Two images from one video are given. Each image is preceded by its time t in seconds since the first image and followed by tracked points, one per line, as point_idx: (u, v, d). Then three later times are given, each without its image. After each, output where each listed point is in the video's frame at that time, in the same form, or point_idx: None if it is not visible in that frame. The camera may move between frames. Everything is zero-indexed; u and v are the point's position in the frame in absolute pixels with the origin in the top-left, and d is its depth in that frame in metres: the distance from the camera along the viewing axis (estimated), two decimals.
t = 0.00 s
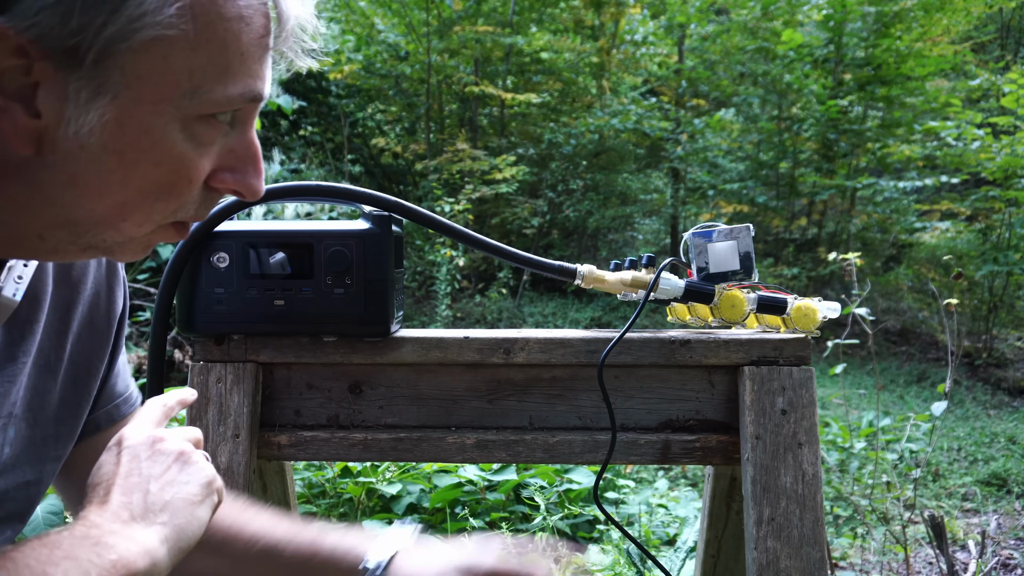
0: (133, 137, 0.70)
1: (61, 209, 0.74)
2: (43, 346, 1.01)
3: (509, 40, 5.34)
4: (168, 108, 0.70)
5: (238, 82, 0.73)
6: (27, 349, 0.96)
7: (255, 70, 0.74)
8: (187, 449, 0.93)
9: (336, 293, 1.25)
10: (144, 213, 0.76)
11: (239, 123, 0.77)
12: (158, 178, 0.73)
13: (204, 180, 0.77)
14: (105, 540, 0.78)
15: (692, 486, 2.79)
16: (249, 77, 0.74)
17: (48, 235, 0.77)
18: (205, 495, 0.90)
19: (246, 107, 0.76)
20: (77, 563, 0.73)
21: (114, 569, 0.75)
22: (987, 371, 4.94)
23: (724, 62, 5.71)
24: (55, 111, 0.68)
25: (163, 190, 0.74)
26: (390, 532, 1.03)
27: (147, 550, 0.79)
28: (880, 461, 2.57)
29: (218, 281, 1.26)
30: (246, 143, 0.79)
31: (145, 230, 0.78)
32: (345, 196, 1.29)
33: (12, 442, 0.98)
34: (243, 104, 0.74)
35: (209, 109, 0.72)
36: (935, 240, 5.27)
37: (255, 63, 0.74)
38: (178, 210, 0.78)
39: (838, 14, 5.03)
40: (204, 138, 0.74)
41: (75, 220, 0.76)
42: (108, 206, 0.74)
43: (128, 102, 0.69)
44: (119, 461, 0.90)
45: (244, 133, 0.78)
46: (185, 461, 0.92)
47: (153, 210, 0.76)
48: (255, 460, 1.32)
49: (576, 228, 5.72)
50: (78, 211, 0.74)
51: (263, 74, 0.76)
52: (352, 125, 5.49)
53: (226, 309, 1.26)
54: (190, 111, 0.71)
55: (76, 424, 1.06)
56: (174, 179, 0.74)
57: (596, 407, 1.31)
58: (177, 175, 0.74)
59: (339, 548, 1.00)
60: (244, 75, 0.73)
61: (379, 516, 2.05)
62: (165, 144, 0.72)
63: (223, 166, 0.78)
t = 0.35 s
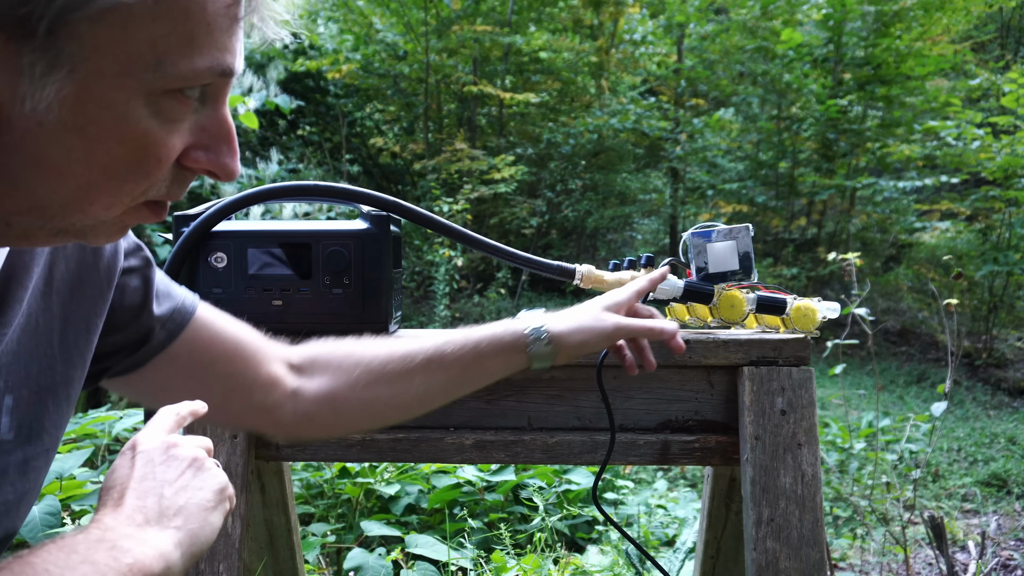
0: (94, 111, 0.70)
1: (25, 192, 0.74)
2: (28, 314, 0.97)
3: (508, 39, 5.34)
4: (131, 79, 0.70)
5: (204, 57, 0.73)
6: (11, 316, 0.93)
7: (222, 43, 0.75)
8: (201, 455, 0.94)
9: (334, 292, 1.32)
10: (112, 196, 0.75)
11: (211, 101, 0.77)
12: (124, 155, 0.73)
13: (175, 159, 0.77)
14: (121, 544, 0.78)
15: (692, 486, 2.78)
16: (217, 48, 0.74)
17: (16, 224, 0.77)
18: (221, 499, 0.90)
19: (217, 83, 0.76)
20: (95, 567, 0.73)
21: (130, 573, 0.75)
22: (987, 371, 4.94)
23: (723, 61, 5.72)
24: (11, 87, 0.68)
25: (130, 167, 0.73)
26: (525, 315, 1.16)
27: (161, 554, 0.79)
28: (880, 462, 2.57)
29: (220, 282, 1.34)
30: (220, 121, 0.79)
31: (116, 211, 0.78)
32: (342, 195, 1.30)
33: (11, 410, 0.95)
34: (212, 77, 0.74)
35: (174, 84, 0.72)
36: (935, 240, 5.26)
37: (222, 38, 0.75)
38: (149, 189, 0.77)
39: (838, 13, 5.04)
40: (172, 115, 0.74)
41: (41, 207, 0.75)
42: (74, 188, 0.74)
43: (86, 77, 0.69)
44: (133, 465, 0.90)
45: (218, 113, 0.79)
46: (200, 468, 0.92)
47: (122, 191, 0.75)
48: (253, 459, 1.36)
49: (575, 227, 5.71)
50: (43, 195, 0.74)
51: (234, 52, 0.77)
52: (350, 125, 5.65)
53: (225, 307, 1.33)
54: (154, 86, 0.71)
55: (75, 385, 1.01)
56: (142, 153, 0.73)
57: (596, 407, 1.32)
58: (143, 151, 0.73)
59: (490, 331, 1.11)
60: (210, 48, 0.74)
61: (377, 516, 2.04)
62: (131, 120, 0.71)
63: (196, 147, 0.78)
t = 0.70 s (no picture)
0: (75, 90, 0.73)
1: (12, 176, 0.77)
2: (28, 294, 1.01)
3: (506, 39, 5.34)
4: (111, 57, 0.73)
5: (185, 32, 0.76)
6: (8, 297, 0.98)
7: (206, 21, 0.78)
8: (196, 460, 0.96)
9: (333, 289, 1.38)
10: (95, 177, 0.79)
11: (194, 80, 0.81)
12: (108, 136, 0.76)
13: (160, 139, 0.81)
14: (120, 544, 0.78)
15: (691, 488, 2.78)
16: (200, 26, 0.77)
17: (6, 210, 0.80)
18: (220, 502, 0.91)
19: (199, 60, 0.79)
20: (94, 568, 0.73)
21: None
22: (987, 371, 4.92)
23: (722, 60, 5.79)
24: None
25: (114, 147, 0.77)
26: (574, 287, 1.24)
27: (155, 553, 0.79)
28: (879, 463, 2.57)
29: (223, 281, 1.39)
30: (205, 100, 0.82)
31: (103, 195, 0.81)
32: (341, 196, 1.30)
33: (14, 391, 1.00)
34: (196, 55, 0.78)
35: (155, 61, 0.75)
36: (935, 240, 5.28)
37: (205, 17, 0.78)
38: (135, 171, 0.81)
39: (838, 13, 5.08)
40: (156, 93, 0.78)
41: (28, 191, 0.78)
42: (58, 171, 0.77)
43: (64, 54, 0.72)
44: (128, 469, 0.91)
45: (202, 91, 0.82)
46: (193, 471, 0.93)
47: (107, 172, 0.79)
48: (251, 460, 1.36)
49: (574, 227, 5.63)
50: (30, 179, 0.77)
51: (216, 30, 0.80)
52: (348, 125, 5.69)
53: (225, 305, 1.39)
54: (134, 63, 0.74)
55: (77, 363, 1.05)
56: (127, 131, 0.77)
57: (595, 407, 1.32)
58: (126, 131, 0.77)
59: (536, 297, 1.21)
60: (193, 26, 0.77)
61: (376, 517, 2.04)
62: (113, 98, 0.75)
63: (181, 127, 0.82)
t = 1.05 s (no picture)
0: (67, 88, 0.73)
1: None
2: (23, 292, 1.01)
3: (505, 38, 5.32)
4: (104, 58, 0.73)
5: (179, 36, 0.76)
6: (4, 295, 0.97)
7: (199, 24, 0.78)
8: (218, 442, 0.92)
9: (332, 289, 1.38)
10: (85, 177, 0.79)
11: (188, 85, 0.81)
12: (99, 137, 0.76)
13: (152, 142, 0.80)
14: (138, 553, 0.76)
15: (690, 488, 2.77)
16: (195, 30, 0.77)
17: None
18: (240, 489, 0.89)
19: (194, 65, 0.79)
20: None
21: None
22: (987, 372, 4.89)
23: (721, 60, 5.77)
24: None
25: (105, 148, 0.77)
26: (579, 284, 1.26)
27: (159, 550, 0.78)
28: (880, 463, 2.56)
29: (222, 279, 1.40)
30: (198, 104, 0.82)
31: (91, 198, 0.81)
32: (339, 195, 1.30)
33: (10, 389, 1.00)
34: (190, 58, 0.78)
35: (149, 64, 0.75)
36: (935, 240, 5.30)
37: (199, 20, 0.78)
38: (126, 174, 0.81)
39: (837, 12, 5.08)
40: (148, 96, 0.77)
41: (15, 188, 0.78)
42: (48, 170, 0.77)
43: (57, 52, 0.71)
44: (141, 452, 0.88)
45: (195, 95, 0.82)
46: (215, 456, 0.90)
47: (97, 173, 0.79)
48: (248, 461, 1.35)
49: (573, 227, 5.60)
50: (18, 176, 0.77)
51: (211, 35, 0.80)
52: (347, 125, 5.70)
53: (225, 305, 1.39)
54: (128, 65, 0.74)
55: (73, 361, 1.05)
56: (118, 132, 0.77)
57: (593, 408, 1.31)
58: (119, 132, 0.77)
59: (541, 295, 1.22)
60: (187, 29, 0.77)
61: (374, 518, 2.04)
62: (106, 99, 0.75)
63: (174, 131, 0.82)
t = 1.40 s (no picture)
0: (24, 76, 0.66)
1: None
2: (17, 294, 1.02)
3: (503, 38, 5.32)
4: (68, 48, 0.66)
5: (155, 37, 0.70)
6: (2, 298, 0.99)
7: (181, 30, 0.72)
8: (140, 217, 0.65)
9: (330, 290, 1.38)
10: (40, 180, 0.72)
11: (167, 97, 0.74)
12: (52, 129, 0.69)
13: (119, 152, 0.73)
14: (85, 405, 0.65)
15: (689, 489, 2.77)
16: (174, 36, 0.71)
17: None
18: (200, 280, 0.68)
19: (171, 75, 0.72)
20: (54, 459, 0.63)
21: (103, 458, 0.65)
22: (986, 372, 4.90)
23: (720, 60, 5.78)
24: None
25: (63, 148, 0.70)
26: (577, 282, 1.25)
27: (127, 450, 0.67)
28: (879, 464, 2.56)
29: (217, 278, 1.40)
30: (176, 120, 0.76)
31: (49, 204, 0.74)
32: (337, 194, 1.29)
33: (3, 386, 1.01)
34: (166, 64, 0.71)
35: (116, 62, 0.68)
36: (934, 240, 5.29)
37: (181, 26, 0.72)
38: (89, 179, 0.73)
39: (837, 11, 5.07)
40: (116, 98, 0.70)
41: None
42: None
43: (16, 35, 0.65)
44: (98, 285, 0.62)
45: (175, 111, 0.75)
46: (138, 241, 0.64)
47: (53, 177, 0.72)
48: (246, 461, 1.35)
49: (571, 227, 5.67)
50: None
51: (197, 47, 0.74)
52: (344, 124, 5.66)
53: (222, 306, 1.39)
54: (91, 58, 0.67)
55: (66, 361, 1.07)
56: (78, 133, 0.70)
57: (592, 408, 1.31)
58: (77, 128, 0.69)
59: (537, 294, 1.21)
60: (166, 34, 0.71)
61: (372, 518, 2.03)
62: (67, 94, 0.68)
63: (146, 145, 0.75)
